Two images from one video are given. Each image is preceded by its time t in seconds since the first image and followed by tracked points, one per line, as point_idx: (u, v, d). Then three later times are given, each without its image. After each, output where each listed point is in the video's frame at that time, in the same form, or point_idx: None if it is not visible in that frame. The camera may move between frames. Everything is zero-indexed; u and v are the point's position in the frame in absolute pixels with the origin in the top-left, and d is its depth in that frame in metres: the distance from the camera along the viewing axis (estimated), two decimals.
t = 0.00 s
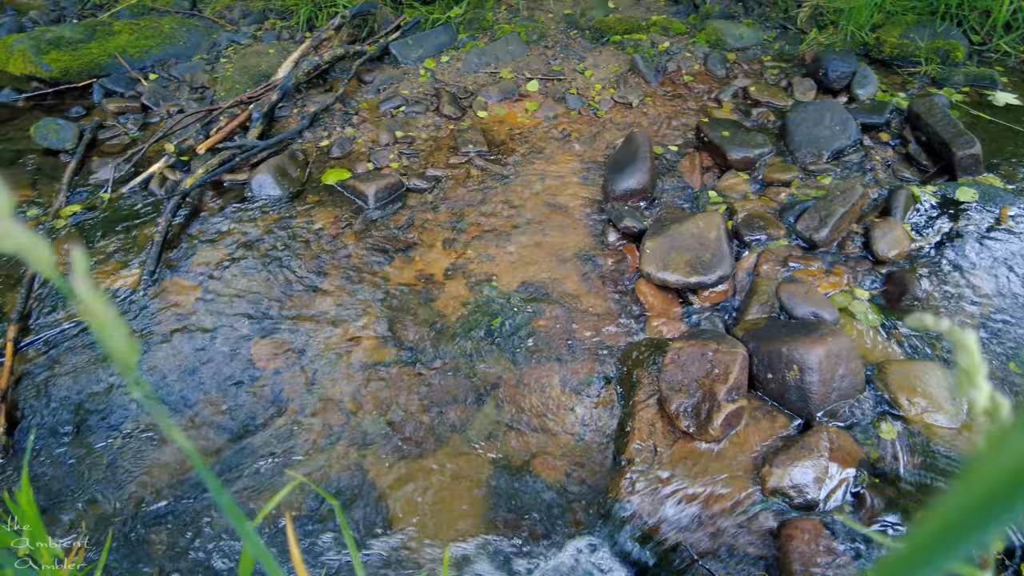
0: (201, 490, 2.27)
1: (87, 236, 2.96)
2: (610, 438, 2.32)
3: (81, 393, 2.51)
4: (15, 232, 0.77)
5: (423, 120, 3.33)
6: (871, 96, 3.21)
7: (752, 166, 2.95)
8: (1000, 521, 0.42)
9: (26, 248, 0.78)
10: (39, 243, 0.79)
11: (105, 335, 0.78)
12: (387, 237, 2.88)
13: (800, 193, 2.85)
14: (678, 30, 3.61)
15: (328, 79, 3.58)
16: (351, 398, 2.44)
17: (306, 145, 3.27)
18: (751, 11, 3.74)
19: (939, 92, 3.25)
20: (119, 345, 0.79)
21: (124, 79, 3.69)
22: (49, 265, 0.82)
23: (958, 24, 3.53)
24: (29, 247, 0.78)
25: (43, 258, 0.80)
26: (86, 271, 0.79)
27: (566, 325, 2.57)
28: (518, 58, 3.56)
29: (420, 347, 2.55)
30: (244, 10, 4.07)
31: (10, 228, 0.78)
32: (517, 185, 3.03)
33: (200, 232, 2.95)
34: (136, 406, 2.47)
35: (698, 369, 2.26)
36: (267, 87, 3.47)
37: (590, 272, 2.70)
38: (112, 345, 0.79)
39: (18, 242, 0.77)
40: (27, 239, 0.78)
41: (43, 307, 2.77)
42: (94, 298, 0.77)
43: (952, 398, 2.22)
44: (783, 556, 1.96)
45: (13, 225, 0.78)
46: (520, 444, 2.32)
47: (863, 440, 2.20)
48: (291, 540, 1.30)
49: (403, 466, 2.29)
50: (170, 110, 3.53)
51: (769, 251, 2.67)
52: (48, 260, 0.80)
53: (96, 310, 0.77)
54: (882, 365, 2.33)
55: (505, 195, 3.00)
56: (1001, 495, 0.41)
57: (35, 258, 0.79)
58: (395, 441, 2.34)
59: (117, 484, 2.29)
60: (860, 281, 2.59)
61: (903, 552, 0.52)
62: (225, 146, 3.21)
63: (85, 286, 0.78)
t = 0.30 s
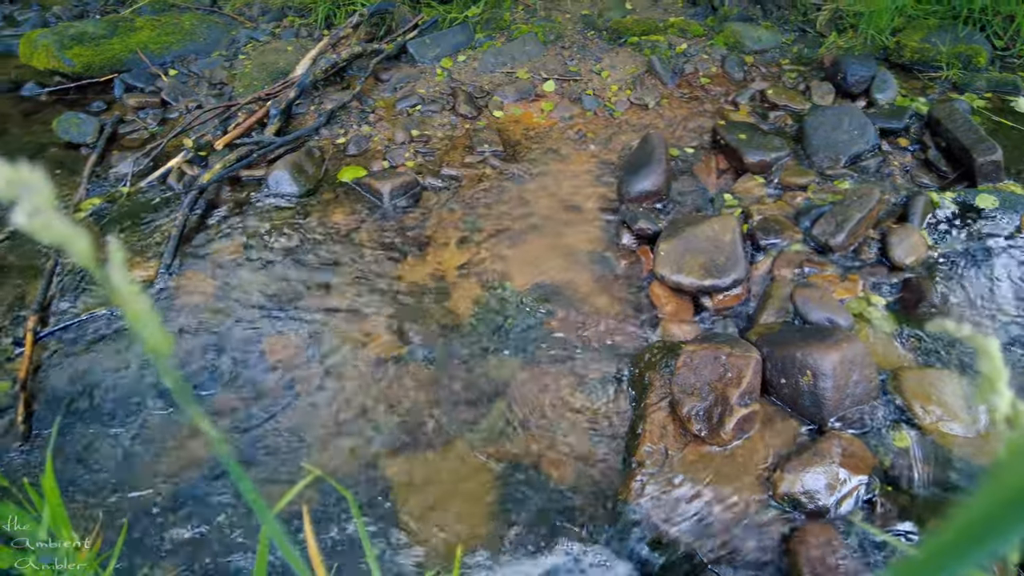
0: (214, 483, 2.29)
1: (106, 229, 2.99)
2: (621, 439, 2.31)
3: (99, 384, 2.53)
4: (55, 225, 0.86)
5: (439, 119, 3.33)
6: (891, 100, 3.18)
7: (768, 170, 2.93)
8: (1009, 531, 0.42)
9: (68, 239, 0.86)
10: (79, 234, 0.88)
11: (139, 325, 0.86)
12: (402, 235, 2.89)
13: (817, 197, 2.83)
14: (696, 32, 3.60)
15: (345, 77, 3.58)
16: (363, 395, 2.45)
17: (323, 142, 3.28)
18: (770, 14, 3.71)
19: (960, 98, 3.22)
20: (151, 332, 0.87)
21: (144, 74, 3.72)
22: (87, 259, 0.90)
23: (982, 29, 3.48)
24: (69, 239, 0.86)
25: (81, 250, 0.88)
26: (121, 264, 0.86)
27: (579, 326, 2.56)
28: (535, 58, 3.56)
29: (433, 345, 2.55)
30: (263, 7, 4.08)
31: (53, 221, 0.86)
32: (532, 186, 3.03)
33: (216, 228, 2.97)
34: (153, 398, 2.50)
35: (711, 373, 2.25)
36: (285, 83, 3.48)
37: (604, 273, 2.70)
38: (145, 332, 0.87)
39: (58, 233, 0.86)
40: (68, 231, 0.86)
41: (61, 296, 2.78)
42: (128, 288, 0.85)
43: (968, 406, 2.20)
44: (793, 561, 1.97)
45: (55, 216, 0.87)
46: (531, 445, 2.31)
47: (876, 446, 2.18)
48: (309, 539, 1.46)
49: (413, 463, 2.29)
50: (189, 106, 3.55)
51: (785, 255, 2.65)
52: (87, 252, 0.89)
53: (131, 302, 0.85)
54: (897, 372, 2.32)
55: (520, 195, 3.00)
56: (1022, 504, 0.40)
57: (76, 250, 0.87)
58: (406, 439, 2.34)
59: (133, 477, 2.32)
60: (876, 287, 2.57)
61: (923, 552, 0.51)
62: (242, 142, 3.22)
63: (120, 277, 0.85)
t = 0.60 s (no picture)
0: (227, 477, 2.31)
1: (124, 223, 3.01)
2: (632, 441, 2.30)
3: (115, 375, 2.55)
4: (92, 215, 0.90)
5: (455, 118, 3.33)
6: (910, 105, 3.15)
7: (784, 173, 2.91)
8: None
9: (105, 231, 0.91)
10: (114, 226, 0.92)
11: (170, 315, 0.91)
12: (416, 233, 2.89)
13: (834, 202, 2.81)
14: (713, 34, 3.58)
15: (362, 75, 3.59)
16: (375, 392, 2.45)
17: (339, 139, 3.29)
18: (789, 17, 3.70)
19: (981, 103, 3.18)
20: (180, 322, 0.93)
21: (164, 69, 3.75)
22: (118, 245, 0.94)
23: (1006, 33, 3.42)
24: (104, 228, 0.91)
25: (113, 239, 0.92)
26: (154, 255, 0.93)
27: (591, 327, 2.56)
28: (551, 58, 3.55)
29: (445, 344, 2.55)
30: (281, 5, 4.09)
31: (90, 211, 0.90)
32: (546, 185, 3.03)
33: (232, 223, 2.98)
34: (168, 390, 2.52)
35: (724, 377, 2.24)
36: (302, 80, 3.49)
37: (617, 275, 2.69)
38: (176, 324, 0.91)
39: (94, 222, 0.90)
40: (103, 221, 0.91)
41: (80, 288, 2.80)
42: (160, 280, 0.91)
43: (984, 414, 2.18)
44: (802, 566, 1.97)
45: (91, 205, 0.90)
46: (542, 445, 2.31)
47: (889, 454, 2.16)
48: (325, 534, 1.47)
49: (424, 462, 2.30)
50: (207, 102, 3.57)
51: (800, 259, 2.64)
52: (119, 239, 0.92)
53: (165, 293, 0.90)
54: (912, 379, 2.30)
55: (535, 195, 3.00)
56: None
57: (111, 240, 0.92)
58: (417, 437, 2.35)
59: (148, 468, 2.34)
60: (891, 293, 2.55)
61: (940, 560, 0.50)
62: (259, 138, 3.24)
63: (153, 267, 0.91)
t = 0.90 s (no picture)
0: (240, 471, 2.32)
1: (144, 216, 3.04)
2: (644, 443, 2.30)
3: (132, 367, 2.57)
4: (139, 208, 0.87)
5: (471, 118, 3.33)
6: (932, 110, 3.12)
7: (802, 178, 2.89)
8: None
9: (149, 222, 0.87)
10: (161, 218, 0.89)
11: (210, 306, 0.91)
12: (431, 231, 2.89)
13: (851, 207, 2.79)
14: (732, 36, 3.56)
15: (380, 73, 3.60)
16: (387, 390, 2.46)
17: (356, 137, 3.30)
18: (809, 21, 3.67)
19: (1005, 109, 3.14)
20: (221, 315, 0.91)
21: (185, 65, 3.78)
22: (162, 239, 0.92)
23: None
24: (151, 223, 0.87)
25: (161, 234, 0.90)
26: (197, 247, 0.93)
27: (605, 328, 2.55)
28: (569, 58, 3.54)
29: (459, 343, 2.55)
30: (301, 2, 4.10)
31: (134, 203, 0.87)
32: (562, 186, 3.02)
33: (249, 219, 2.99)
34: (184, 383, 2.53)
35: (738, 382, 2.23)
36: (321, 78, 3.50)
37: (631, 276, 2.68)
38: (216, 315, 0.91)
39: (142, 216, 0.87)
40: (150, 214, 0.87)
41: (99, 279, 2.82)
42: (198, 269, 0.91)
43: (1003, 427, 2.16)
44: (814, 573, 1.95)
45: (138, 198, 0.88)
46: (553, 445, 2.31)
47: (903, 462, 2.15)
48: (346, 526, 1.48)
49: (435, 460, 2.30)
50: (227, 98, 3.60)
51: (816, 264, 2.62)
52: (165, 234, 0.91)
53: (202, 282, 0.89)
54: (929, 387, 2.28)
55: (550, 195, 2.99)
56: None
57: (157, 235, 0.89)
58: (429, 435, 2.35)
59: (165, 458, 2.36)
60: (909, 300, 2.53)
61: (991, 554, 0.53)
62: (278, 135, 3.27)
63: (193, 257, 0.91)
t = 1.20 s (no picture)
0: (252, 465, 2.32)
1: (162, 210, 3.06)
2: (654, 446, 2.28)
3: (148, 359, 2.59)
4: (168, 203, 0.79)
5: (487, 117, 3.33)
6: (954, 116, 3.09)
7: (820, 182, 2.87)
8: None
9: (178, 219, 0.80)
10: (187, 211, 0.82)
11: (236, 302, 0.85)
12: (445, 230, 2.89)
13: (869, 213, 2.76)
14: (752, 39, 3.54)
15: (397, 72, 3.60)
16: (399, 388, 2.46)
17: (373, 135, 3.31)
18: (830, 24, 3.64)
19: None
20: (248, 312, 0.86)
21: (205, 61, 3.80)
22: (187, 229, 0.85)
23: None
24: (178, 217, 0.81)
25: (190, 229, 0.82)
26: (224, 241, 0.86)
27: (618, 330, 2.54)
28: (586, 59, 3.53)
29: (471, 342, 2.55)
30: None
31: (163, 198, 0.79)
32: (577, 187, 3.01)
33: (266, 215, 3.01)
34: (198, 376, 2.54)
35: (752, 387, 2.22)
36: (339, 75, 3.51)
37: (646, 279, 2.67)
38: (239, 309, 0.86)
39: (170, 212, 0.79)
40: (178, 209, 0.80)
41: (117, 271, 2.84)
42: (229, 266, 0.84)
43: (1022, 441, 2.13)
44: None
45: (167, 193, 0.80)
46: (564, 447, 2.30)
47: (918, 472, 2.12)
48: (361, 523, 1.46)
49: (446, 459, 2.29)
50: (245, 94, 3.62)
51: (833, 270, 2.60)
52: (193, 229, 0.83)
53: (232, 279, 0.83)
54: (946, 397, 2.25)
55: (565, 196, 2.99)
56: None
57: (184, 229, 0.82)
58: (440, 434, 2.35)
59: (179, 450, 2.37)
60: (926, 308, 2.50)
61: None
62: (295, 131, 3.28)
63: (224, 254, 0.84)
